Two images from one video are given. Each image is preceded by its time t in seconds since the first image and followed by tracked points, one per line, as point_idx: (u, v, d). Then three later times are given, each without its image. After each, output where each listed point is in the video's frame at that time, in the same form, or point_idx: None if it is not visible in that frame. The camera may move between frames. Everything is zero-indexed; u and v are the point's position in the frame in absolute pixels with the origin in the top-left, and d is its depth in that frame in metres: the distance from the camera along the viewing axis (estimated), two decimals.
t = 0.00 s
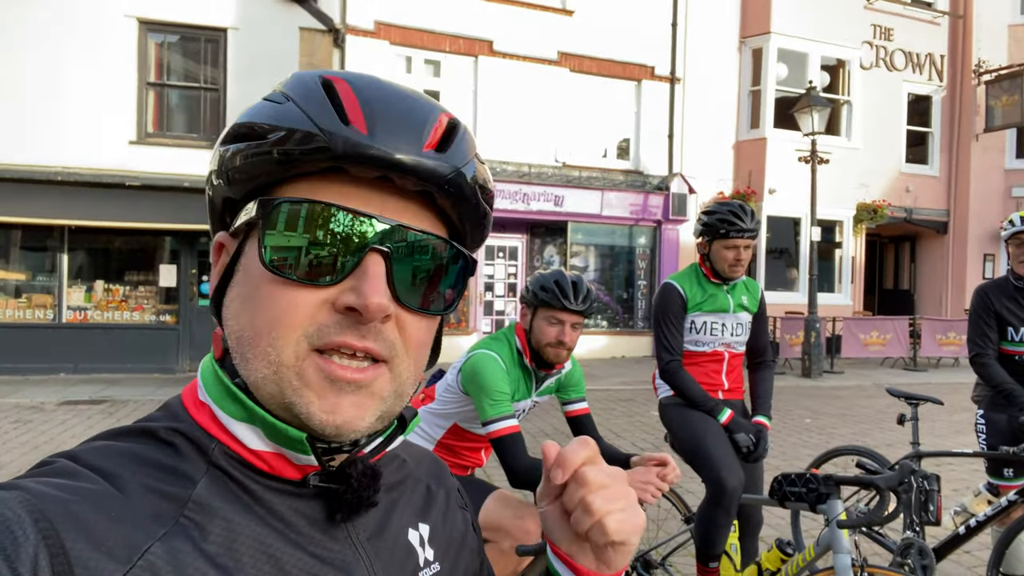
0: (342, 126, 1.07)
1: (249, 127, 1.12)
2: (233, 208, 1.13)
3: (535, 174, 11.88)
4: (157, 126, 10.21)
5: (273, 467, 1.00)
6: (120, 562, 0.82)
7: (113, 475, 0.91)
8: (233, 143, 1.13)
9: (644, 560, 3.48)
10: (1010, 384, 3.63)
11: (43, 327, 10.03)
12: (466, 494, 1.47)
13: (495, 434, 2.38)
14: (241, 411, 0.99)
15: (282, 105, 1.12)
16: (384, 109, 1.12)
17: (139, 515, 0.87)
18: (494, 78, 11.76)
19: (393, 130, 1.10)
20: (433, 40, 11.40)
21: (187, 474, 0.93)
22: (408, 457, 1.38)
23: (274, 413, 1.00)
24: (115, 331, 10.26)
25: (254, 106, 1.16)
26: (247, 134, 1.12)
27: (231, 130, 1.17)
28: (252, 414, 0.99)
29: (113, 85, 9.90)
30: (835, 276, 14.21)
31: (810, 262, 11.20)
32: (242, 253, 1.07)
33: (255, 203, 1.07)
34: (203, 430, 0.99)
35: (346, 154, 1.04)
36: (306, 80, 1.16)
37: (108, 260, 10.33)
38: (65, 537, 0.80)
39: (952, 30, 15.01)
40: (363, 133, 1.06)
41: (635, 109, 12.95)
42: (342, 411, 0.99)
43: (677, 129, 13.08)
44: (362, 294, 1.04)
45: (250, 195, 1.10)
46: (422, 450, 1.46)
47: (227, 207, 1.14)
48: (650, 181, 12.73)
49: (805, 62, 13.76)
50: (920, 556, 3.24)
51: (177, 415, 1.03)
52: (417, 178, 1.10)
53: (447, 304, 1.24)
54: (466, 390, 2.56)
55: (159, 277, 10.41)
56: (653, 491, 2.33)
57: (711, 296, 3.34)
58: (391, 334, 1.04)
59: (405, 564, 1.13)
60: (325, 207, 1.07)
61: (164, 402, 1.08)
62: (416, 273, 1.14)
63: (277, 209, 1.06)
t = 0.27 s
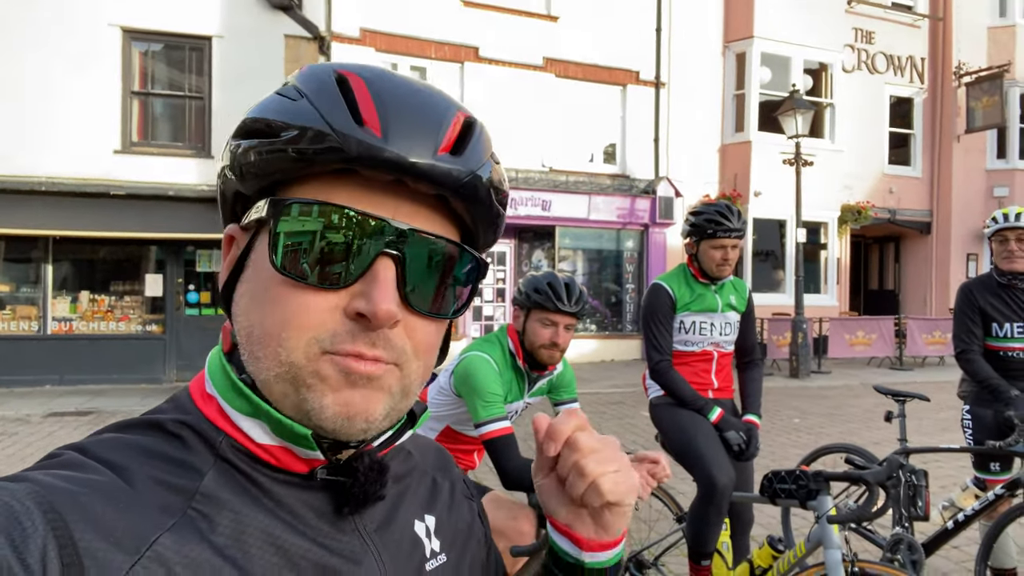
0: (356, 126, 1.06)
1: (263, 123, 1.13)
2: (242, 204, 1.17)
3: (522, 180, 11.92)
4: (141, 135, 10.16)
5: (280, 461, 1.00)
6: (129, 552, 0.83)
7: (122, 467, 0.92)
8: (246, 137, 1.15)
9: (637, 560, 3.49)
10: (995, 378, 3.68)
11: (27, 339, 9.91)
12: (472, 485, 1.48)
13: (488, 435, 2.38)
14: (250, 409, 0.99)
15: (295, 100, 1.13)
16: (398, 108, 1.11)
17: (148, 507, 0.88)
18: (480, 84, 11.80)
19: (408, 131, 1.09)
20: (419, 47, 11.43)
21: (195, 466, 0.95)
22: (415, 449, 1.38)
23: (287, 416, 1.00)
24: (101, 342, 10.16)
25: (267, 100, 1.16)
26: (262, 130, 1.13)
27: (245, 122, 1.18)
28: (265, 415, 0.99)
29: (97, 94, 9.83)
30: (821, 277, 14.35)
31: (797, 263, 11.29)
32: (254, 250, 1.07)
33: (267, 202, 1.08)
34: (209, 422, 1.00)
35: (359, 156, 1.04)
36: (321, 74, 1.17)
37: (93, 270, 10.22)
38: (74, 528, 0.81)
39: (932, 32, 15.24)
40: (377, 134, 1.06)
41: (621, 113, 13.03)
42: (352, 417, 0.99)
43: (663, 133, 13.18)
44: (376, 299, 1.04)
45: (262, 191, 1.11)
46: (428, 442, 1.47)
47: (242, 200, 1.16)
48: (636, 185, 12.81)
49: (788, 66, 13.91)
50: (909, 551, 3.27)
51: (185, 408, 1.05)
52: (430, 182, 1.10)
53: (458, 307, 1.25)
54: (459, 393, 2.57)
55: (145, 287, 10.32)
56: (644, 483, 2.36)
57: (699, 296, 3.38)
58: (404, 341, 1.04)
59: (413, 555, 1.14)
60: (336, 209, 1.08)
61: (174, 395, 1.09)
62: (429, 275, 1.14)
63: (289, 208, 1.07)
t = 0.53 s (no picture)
0: (346, 129, 1.06)
1: (253, 124, 1.13)
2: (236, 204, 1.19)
3: (524, 188, 11.95)
4: (145, 144, 10.22)
5: (281, 465, 1.01)
6: (129, 554, 0.83)
7: (124, 470, 0.93)
8: (235, 138, 1.15)
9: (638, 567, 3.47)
10: (999, 385, 3.67)
11: (30, 348, 9.94)
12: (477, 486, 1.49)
13: (488, 442, 2.39)
14: (246, 412, 1.00)
15: (283, 101, 1.13)
16: (388, 108, 1.11)
17: (149, 509, 0.88)
18: (482, 93, 11.86)
19: (399, 133, 1.09)
20: (421, 56, 11.50)
21: (196, 469, 0.95)
22: (421, 450, 1.39)
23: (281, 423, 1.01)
24: (103, 350, 10.18)
25: (257, 100, 1.17)
26: (252, 131, 1.13)
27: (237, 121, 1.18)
28: (258, 420, 1.00)
29: (101, 104, 9.89)
30: (823, 285, 14.34)
31: (798, 271, 11.28)
32: (248, 254, 1.08)
33: (259, 206, 1.09)
34: (211, 425, 1.01)
35: (349, 159, 1.04)
36: (311, 72, 1.16)
37: (96, 278, 10.26)
38: (76, 530, 0.81)
39: (933, 41, 15.29)
40: (367, 137, 1.06)
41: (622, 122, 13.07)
42: (345, 421, 1.01)
43: (664, 142, 13.22)
44: (371, 304, 1.05)
45: (255, 194, 1.12)
46: (434, 442, 1.47)
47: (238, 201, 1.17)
48: (638, 194, 12.84)
49: (789, 74, 13.96)
50: (913, 559, 3.26)
51: (187, 411, 1.05)
52: (423, 184, 1.11)
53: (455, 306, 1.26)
54: (460, 399, 2.57)
55: (148, 296, 10.35)
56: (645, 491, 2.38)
57: (700, 303, 3.39)
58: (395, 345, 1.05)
59: (416, 557, 1.15)
60: (328, 212, 1.08)
61: (176, 397, 1.10)
62: (422, 275, 1.15)
63: (282, 212, 1.07)
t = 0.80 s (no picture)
0: (356, 129, 1.06)
1: (255, 125, 1.12)
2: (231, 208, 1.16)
3: (526, 187, 11.96)
4: (148, 142, 10.24)
5: (281, 467, 1.02)
6: (126, 558, 0.84)
7: (122, 471, 0.93)
8: (234, 141, 1.14)
9: (639, 566, 3.49)
10: (1000, 385, 3.68)
11: (33, 345, 9.98)
12: (478, 487, 1.50)
13: (487, 441, 2.40)
14: (251, 414, 1.01)
15: (286, 102, 1.13)
16: (395, 109, 1.12)
17: (147, 513, 0.89)
18: (484, 91, 11.87)
19: (408, 131, 1.10)
20: (423, 55, 11.50)
21: (195, 472, 0.96)
22: (424, 453, 1.40)
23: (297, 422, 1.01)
24: (106, 348, 10.21)
25: (256, 101, 1.15)
26: (254, 132, 1.12)
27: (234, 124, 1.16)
28: (272, 420, 1.00)
29: (104, 102, 9.91)
30: (826, 284, 14.34)
31: (801, 270, 11.26)
32: (254, 257, 1.07)
33: (267, 208, 1.07)
34: (211, 428, 1.02)
35: (363, 158, 1.05)
36: (312, 74, 1.16)
37: (99, 276, 10.29)
38: (73, 533, 0.82)
39: (937, 39, 15.24)
40: (379, 136, 1.06)
41: (625, 121, 13.06)
42: (362, 418, 1.02)
43: (666, 140, 13.21)
44: (384, 301, 1.06)
45: (256, 196, 1.11)
46: (436, 445, 1.49)
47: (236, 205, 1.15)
48: (640, 192, 12.85)
49: (792, 73, 13.94)
50: (914, 559, 3.26)
51: (186, 412, 1.06)
52: (433, 182, 1.12)
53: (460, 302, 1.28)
54: (459, 398, 2.58)
55: (150, 294, 10.38)
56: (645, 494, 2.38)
57: (701, 302, 3.39)
58: (410, 341, 1.07)
59: (414, 562, 1.17)
60: (338, 212, 1.09)
61: (176, 398, 1.11)
62: (428, 273, 1.17)
63: (291, 213, 1.06)
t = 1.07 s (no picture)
0: (364, 127, 1.06)
1: (248, 125, 1.08)
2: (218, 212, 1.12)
3: (525, 182, 11.95)
4: (146, 135, 10.19)
5: (279, 469, 1.02)
6: (124, 561, 0.84)
7: (119, 474, 0.93)
8: (225, 141, 1.10)
9: (636, 563, 3.50)
10: (992, 385, 3.68)
11: (30, 338, 9.96)
12: (478, 486, 1.51)
13: (485, 438, 2.40)
14: (249, 415, 1.01)
15: (281, 100, 1.09)
16: (399, 105, 1.12)
17: (145, 516, 0.89)
18: (484, 86, 11.84)
19: (415, 129, 1.10)
20: (423, 49, 11.45)
21: (193, 476, 0.96)
22: (425, 455, 1.41)
23: (309, 423, 1.01)
24: (104, 341, 10.19)
25: (248, 100, 1.11)
26: (248, 131, 1.08)
27: (223, 124, 1.12)
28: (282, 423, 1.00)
29: (102, 94, 9.87)
30: (824, 282, 14.35)
31: (799, 268, 11.26)
32: (254, 260, 1.04)
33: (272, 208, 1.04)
34: (208, 430, 1.01)
35: (374, 158, 1.05)
36: (305, 74, 1.13)
37: (96, 269, 10.26)
38: (70, 535, 0.82)
39: (936, 38, 15.23)
40: (387, 134, 1.06)
41: (624, 117, 13.04)
42: (375, 413, 1.03)
43: (666, 137, 13.19)
44: (394, 298, 1.06)
45: (252, 198, 1.07)
46: (435, 445, 1.49)
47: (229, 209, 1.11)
48: (639, 189, 12.83)
49: (792, 70, 13.93)
50: (907, 557, 3.26)
51: (182, 415, 1.06)
52: (439, 178, 1.13)
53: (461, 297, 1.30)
54: (458, 395, 2.58)
55: (148, 287, 10.36)
56: (643, 492, 2.37)
57: (699, 300, 3.40)
58: (419, 336, 1.08)
59: (413, 562, 1.17)
60: (345, 211, 1.08)
61: (172, 401, 1.11)
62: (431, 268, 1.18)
63: (300, 216, 1.04)
